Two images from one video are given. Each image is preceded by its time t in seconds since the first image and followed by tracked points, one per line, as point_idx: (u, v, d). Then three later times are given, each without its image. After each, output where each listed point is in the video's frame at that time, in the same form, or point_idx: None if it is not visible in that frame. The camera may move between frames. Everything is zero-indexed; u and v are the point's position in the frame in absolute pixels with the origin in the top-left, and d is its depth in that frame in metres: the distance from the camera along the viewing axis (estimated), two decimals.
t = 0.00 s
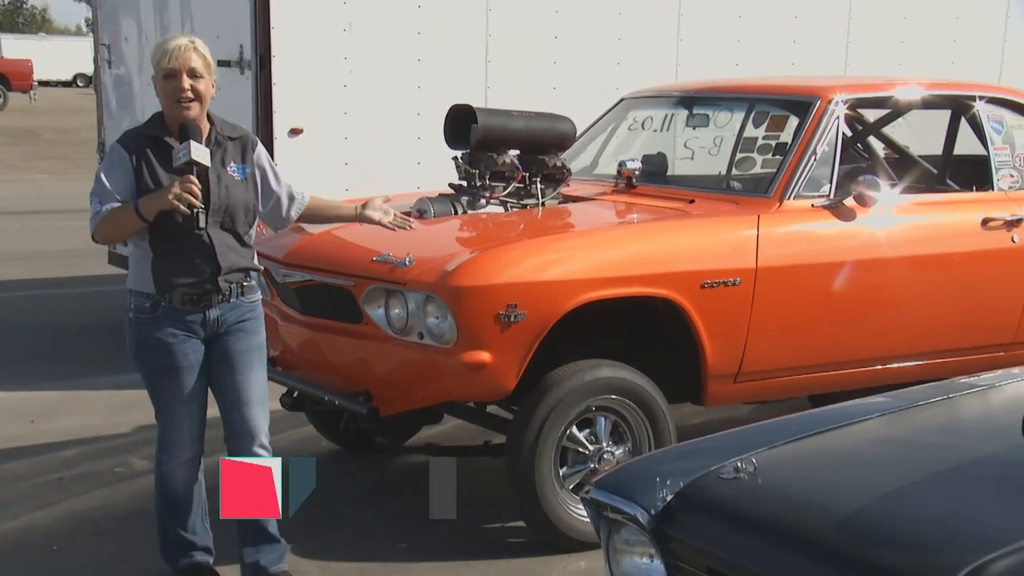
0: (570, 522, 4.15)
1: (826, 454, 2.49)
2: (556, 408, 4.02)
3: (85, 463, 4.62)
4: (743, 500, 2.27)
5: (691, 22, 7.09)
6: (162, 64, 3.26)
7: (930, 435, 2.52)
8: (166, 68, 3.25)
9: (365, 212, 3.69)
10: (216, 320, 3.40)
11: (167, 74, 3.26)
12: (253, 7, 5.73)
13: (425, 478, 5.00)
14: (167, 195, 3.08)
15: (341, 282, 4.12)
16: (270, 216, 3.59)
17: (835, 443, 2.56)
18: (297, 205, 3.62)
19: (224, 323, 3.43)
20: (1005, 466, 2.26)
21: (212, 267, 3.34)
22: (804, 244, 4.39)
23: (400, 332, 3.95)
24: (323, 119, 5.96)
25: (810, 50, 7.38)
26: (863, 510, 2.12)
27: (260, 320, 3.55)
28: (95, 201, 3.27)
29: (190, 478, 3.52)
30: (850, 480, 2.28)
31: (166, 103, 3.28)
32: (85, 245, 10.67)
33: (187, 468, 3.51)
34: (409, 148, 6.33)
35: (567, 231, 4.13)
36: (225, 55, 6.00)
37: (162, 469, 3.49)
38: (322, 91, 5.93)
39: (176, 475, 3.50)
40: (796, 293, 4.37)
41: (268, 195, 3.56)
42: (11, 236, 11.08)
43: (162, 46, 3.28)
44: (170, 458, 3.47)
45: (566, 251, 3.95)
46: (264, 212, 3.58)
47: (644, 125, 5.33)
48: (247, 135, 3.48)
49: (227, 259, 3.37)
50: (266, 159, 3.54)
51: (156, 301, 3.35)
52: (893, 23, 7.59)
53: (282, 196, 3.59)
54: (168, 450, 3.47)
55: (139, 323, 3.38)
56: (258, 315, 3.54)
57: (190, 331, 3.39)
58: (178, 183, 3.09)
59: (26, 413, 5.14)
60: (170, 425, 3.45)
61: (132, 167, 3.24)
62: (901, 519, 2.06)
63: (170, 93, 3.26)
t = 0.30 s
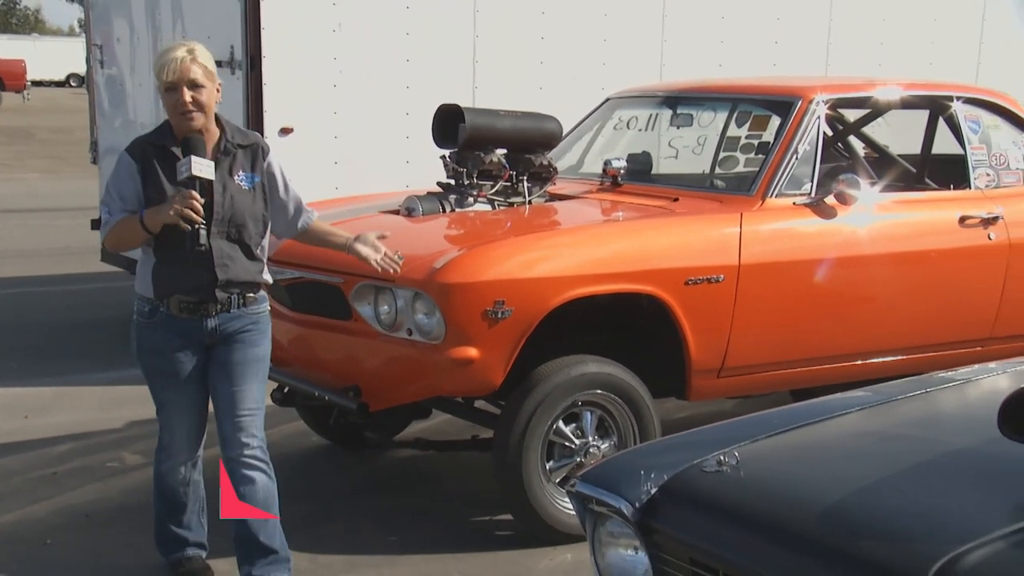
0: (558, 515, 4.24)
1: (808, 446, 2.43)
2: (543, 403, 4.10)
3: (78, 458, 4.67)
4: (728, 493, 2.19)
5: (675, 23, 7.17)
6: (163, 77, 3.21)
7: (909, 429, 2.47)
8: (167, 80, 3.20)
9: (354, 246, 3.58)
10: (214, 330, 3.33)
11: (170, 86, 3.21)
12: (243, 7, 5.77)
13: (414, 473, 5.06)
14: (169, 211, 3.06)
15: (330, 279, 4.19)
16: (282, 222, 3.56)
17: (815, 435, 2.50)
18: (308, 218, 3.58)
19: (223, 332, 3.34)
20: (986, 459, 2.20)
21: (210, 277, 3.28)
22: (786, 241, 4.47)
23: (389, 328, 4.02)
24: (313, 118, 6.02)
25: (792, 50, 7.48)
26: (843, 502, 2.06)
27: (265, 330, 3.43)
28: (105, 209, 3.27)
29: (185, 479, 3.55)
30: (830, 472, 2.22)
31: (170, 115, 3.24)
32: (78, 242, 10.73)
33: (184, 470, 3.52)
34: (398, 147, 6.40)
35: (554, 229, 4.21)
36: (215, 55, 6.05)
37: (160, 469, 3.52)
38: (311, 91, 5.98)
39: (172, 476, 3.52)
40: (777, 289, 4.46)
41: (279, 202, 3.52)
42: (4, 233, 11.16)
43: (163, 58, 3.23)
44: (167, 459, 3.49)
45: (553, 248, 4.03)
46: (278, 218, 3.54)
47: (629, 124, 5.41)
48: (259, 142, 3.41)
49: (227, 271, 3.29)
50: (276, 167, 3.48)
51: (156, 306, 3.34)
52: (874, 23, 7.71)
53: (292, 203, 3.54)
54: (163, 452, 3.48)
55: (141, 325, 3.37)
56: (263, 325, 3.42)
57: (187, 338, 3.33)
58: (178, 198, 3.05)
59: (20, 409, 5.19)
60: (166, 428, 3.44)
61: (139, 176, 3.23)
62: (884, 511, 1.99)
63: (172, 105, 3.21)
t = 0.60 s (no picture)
0: (543, 505, 4.34)
1: (792, 438, 2.45)
2: (528, 397, 4.20)
3: (72, 452, 4.75)
4: (712, 486, 2.22)
5: (657, 25, 7.27)
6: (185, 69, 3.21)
7: (888, 421, 2.49)
8: (188, 71, 3.19)
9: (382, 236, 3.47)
10: (235, 334, 3.31)
11: (191, 78, 3.20)
12: (235, 10, 5.83)
13: (404, 467, 5.15)
14: (192, 201, 3.06)
15: (321, 276, 4.30)
16: (308, 220, 3.48)
17: (792, 429, 2.53)
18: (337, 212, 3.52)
19: (245, 336, 3.32)
20: (961, 448, 2.22)
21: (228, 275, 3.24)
22: (767, 239, 4.58)
23: (378, 323, 4.12)
24: (302, 118, 6.10)
25: (772, 52, 7.60)
26: (821, 493, 2.08)
27: (286, 338, 3.41)
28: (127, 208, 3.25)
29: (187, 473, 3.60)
30: (811, 464, 2.24)
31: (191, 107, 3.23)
32: (68, 239, 10.78)
33: (187, 466, 3.58)
34: (387, 146, 6.48)
35: (540, 226, 4.30)
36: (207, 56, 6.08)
37: (166, 463, 3.59)
38: (302, 91, 6.07)
39: (175, 470, 3.59)
40: (758, 285, 4.57)
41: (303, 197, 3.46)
42: None
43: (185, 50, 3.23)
44: (173, 453, 3.55)
45: (539, 245, 4.13)
46: (306, 216, 3.49)
47: (613, 124, 5.52)
48: (280, 137, 3.39)
49: (245, 267, 3.25)
50: (298, 161, 3.44)
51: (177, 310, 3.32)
52: (854, 25, 7.83)
53: (316, 197, 3.48)
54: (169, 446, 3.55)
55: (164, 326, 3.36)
56: (285, 333, 3.40)
57: (206, 342, 3.31)
58: (203, 189, 3.07)
59: (15, 403, 5.27)
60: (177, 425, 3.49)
61: (161, 173, 3.21)
62: (861, 502, 2.01)
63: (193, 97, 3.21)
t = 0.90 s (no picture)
0: (525, 498, 4.47)
1: (748, 434, 2.47)
2: (509, 391, 4.32)
3: (62, 446, 4.85)
4: (690, 476, 2.26)
5: (636, 28, 7.40)
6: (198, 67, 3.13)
7: (857, 412, 2.53)
8: (202, 70, 3.12)
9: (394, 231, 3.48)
10: (252, 334, 3.28)
11: (204, 77, 3.13)
12: (221, 11, 5.87)
13: (389, 460, 5.27)
14: (204, 200, 2.98)
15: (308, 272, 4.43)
16: (326, 214, 3.50)
17: (765, 420, 2.59)
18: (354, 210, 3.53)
19: (260, 337, 3.31)
20: (928, 438, 2.27)
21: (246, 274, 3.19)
22: (742, 236, 4.72)
23: (363, 319, 4.24)
24: (289, 117, 6.20)
25: (747, 54, 7.72)
26: (793, 483, 2.12)
27: (302, 342, 3.40)
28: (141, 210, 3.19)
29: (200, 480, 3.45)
30: (782, 456, 2.27)
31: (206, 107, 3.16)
32: (55, 236, 10.87)
33: (200, 471, 3.43)
34: (371, 146, 6.59)
35: (522, 224, 4.42)
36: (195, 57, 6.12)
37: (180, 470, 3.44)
38: (289, 92, 6.17)
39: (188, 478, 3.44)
40: (733, 281, 4.70)
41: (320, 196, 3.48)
42: None
43: (197, 47, 3.15)
44: (185, 459, 3.41)
45: (521, 243, 4.24)
46: (321, 211, 3.50)
47: (593, 124, 5.65)
48: (294, 134, 3.36)
49: (262, 266, 3.21)
50: (312, 159, 3.43)
51: (194, 308, 3.25)
52: (828, 28, 7.99)
53: (332, 196, 3.49)
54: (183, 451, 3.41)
55: (178, 325, 3.27)
56: (300, 337, 3.40)
57: (222, 343, 3.26)
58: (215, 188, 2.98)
59: (6, 398, 5.37)
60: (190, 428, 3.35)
61: (176, 174, 3.15)
62: (828, 490, 2.05)
63: (207, 95, 3.13)
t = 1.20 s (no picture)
0: (506, 488, 4.60)
1: (740, 421, 2.54)
2: (489, 384, 4.45)
3: (51, 439, 4.96)
4: (665, 466, 2.31)
5: (612, 29, 7.54)
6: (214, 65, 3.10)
7: (832, 404, 2.56)
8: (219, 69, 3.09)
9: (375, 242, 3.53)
10: (260, 331, 3.28)
11: (219, 76, 3.11)
12: (206, 13, 5.95)
13: (372, 452, 5.38)
14: (216, 204, 2.94)
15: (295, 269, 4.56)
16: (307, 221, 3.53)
17: (738, 410, 2.64)
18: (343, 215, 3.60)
19: (266, 335, 3.31)
20: (893, 431, 2.30)
21: (261, 273, 3.20)
22: (716, 232, 4.86)
23: (346, 314, 4.36)
24: (273, 116, 6.31)
25: (721, 56, 7.87)
26: (761, 474, 2.16)
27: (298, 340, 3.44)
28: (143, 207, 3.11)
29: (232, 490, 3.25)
30: (750, 447, 2.32)
31: (220, 106, 3.13)
32: (44, 233, 10.95)
33: (235, 479, 3.24)
34: (354, 144, 6.70)
35: (502, 221, 4.54)
36: (181, 58, 6.21)
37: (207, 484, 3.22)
38: (273, 92, 6.28)
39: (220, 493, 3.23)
40: (707, 276, 4.84)
41: (317, 195, 3.51)
42: None
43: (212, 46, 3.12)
44: (218, 467, 3.21)
45: (500, 239, 4.37)
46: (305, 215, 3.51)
47: (571, 123, 5.78)
48: (296, 135, 3.38)
49: (276, 265, 3.23)
50: (313, 159, 3.46)
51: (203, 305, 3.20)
52: (802, 30, 8.16)
53: (325, 195, 3.53)
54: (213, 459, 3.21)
55: (180, 323, 3.21)
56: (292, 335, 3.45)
57: (231, 336, 3.24)
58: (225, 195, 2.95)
59: None
60: (217, 432, 3.20)
61: (183, 172, 3.08)
62: (796, 479, 2.11)
63: (224, 95, 3.11)
